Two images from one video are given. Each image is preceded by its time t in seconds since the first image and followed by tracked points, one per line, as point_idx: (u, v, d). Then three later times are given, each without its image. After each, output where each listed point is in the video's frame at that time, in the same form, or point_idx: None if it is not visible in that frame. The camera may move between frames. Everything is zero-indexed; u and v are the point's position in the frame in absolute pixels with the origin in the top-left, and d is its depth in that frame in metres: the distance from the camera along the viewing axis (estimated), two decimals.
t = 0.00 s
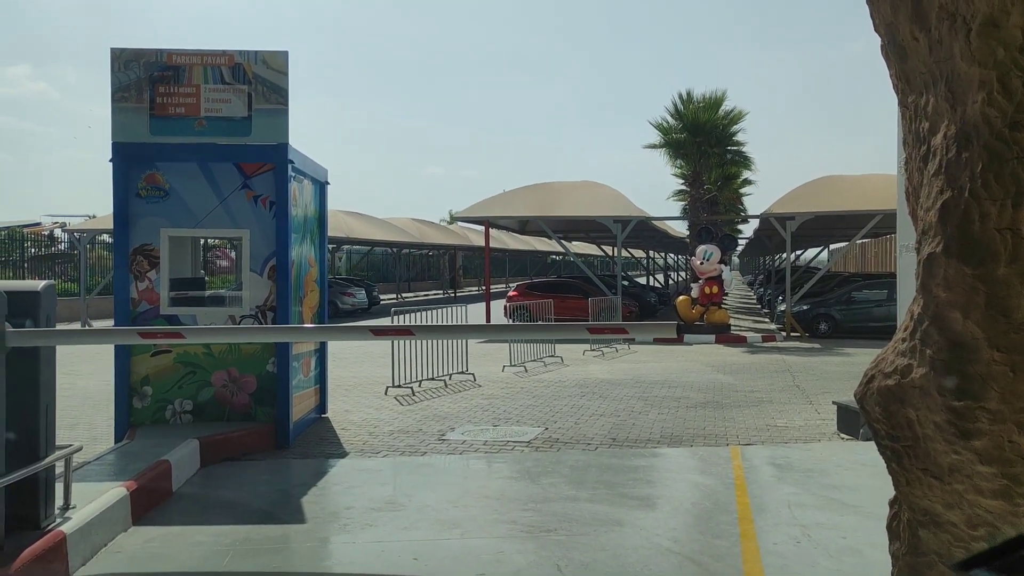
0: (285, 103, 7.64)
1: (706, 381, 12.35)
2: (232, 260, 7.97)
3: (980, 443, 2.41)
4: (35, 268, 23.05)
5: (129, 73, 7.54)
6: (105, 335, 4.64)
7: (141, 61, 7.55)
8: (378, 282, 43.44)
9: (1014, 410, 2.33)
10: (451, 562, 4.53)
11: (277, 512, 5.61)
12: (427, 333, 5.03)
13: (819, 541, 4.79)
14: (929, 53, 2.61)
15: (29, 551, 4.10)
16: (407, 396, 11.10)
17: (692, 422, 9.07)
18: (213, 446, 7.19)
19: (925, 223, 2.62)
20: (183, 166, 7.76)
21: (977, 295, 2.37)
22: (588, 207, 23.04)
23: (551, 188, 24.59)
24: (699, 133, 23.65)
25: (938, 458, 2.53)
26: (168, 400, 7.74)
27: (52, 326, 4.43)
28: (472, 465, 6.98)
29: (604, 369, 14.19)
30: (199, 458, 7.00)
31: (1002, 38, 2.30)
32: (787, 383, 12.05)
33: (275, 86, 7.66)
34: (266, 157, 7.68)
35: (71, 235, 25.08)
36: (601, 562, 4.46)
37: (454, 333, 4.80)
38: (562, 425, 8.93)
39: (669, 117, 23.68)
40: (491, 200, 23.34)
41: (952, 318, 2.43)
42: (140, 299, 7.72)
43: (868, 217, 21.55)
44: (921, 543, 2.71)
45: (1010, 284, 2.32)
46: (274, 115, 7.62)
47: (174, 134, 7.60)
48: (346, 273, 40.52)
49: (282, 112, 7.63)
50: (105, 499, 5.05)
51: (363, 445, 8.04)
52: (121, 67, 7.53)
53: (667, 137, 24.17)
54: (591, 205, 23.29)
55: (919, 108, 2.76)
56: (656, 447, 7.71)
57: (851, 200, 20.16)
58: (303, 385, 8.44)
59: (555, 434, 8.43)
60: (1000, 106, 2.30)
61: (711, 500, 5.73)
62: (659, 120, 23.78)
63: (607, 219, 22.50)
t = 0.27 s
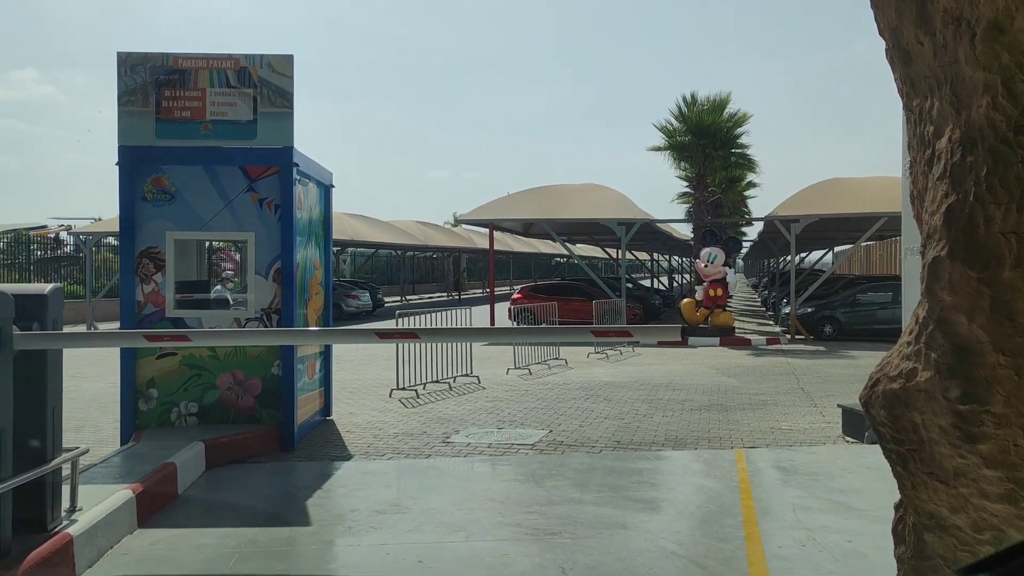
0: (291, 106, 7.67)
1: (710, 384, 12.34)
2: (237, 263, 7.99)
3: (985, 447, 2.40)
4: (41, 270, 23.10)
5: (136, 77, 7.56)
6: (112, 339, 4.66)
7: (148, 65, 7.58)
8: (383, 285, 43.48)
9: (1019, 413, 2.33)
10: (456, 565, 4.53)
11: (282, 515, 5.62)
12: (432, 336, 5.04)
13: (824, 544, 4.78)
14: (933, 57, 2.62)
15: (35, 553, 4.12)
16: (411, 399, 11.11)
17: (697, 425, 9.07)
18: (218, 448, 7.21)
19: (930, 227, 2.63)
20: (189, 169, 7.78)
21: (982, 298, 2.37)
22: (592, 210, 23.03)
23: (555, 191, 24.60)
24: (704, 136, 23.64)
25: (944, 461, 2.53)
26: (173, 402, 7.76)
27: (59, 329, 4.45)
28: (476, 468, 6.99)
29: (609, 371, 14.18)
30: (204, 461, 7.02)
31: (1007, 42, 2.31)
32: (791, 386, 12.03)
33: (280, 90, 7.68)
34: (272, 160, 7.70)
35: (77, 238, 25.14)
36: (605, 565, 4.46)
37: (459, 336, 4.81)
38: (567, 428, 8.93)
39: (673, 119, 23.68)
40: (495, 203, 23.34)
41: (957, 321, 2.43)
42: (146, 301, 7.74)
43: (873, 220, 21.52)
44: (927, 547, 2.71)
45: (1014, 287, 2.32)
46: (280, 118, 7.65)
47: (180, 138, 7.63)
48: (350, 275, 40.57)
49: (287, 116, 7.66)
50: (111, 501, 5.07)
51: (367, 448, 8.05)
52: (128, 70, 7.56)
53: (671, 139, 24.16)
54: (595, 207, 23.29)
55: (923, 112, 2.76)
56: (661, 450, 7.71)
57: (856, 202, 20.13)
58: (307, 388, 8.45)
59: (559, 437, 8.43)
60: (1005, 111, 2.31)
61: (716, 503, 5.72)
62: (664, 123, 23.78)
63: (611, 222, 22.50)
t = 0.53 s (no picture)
0: (295, 109, 7.69)
1: (715, 386, 12.32)
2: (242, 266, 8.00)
3: (991, 449, 2.40)
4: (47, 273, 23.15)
5: (141, 80, 7.59)
6: (118, 341, 4.67)
7: (153, 69, 7.60)
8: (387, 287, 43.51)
9: None
10: (460, 567, 4.53)
11: (287, 517, 5.63)
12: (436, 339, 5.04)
13: (830, 547, 4.77)
14: (938, 59, 2.61)
15: (41, 555, 4.13)
16: (416, 401, 11.11)
17: (701, 427, 9.06)
18: (223, 451, 7.22)
19: (936, 229, 2.62)
20: (193, 172, 7.80)
21: (987, 300, 2.37)
22: (597, 212, 23.02)
23: (560, 193, 24.60)
24: (708, 138, 23.64)
25: (950, 463, 2.52)
26: (178, 405, 7.77)
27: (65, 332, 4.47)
28: (481, 471, 6.99)
29: (613, 374, 14.17)
30: (209, 463, 7.03)
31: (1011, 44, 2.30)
32: (797, 388, 12.01)
33: (285, 93, 7.70)
34: (276, 163, 7.72)
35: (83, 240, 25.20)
36: (610, 568, 4.46)
37: (463, 338, 4.81)
38: (571, 430, 8.93)
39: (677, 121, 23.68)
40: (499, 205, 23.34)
41: (962, 324, 2.43)
42: (151, 304, 7.75)
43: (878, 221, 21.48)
44: (933, 550, 2.70)
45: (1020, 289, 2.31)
46: (284, 121, 7.68)
47: (185, 141, 7.65)
48: (355, 277, 40.61)
49: (291, 119, 7.68)
50: (116, 504, 5.08)
51: (372, 450, 8.06)
52: (133, 74, 7.58)
53: (675, 141, 24.15)
54: (599, 209, 23.28)
55: (928, 114, 2.76)
56: (666, 452, 7.70)
57: (860, 204, 20.10)
58: (312, 390, 8.46)
59: (564, 439, 8.42)
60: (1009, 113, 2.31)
61: (721, 506, 5.72)
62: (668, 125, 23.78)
63: (616, 224, 22.49)
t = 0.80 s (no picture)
0: (298, 111, 7.70)
1: (719, 388, 12.31)
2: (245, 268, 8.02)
3: (994, 451, 2.40)
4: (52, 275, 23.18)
5: (145, 83, 7.61)
6: (121, 343, 4.68)
7: (157, 72, 7.63)
8: (390, 289, 43.53)
9: None
10: (463, 569, 4.53)
11: (290, 519, 5.63)
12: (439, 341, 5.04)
13: (834, 549, 4.77)
14: (941, 60, 2.61)
15: (45, 557, 4.14)
16: (419, 403, 11.11)
17: (705, 429, 9.04)
18: (227, 453, 7.23)
19: (939, 230, 2.61)
20: (197, 174, 7.82)
21: (991, 302, 2.36)
22: (600, 214, 23.01)
23: (563, 195, 24.59)
24: (711, 140, 23.63)
25: (954, 465, 2.52)
26: (182, 407, 7.78)
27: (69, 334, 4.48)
28: (484, 473, 6.98)
29: (616, 376, 14.16)
30: (213, 465, 7.04)
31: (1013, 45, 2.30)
32: (800, 390, 11.99)
33: (288, 95, 7.70)
34: (279, 165, 7.74)
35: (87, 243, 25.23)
36: (613, 570, 4.46)
37: (466, 340, 4.81)
38: (575, 432, 8.92)
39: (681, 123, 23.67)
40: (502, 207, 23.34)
41: (966, 325, 2.42)
42: (155, 306, 7.77)
43: (881, 223, 21.44)
44: (937, 551, 2.70)
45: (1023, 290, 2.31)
46: (288, 123, 7.69)
47: (189, 143, 7.66)
48: (358, 279, 40.63)
49: (295, 121, 7.69)
50: (120, 506, 5.09)
51: (375, 452, 8.06)
52: (137, 77, 7.61)
53: (679, 143, 24.14)
54: (603, 211, 23.27)
55: (931, 115, 2.75)
56: (669, 454, 7.69)
57: (864, 206, 20.06)
58: (315, 392, 8.47)
59: (567, 441, 8.42)
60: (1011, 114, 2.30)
61: (725, 508, 5.71)
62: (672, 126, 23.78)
63: (619, 226, 22.47)
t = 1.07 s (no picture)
0: (301, 113, 7.71)
1: (722, 390, 12.30)
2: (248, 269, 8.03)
3: (998, 452, 2.40)
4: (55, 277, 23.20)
5: (148, 85, 7.63)
6: (125, 345, 4.69)
7: (160, 74, 7.64)
8: (393, 291, 43.55)
9: None
10: (466, 571, 4.53)
11: (293, 520, 5.64)
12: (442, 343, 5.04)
13: (837, 550, 4.76)
14: (943, 61, 2.61)
15: (49, 557, 4.14)
16: (421, 405, 11.11)
17: (707, 431, 9.04)
18: (230, 454, 7.23)
19: (942, 231, 2.61)
20: (200, 176, 7.85)
21: (995, 303, 2.36)
22: (602, 215, 23.01)
23: (565, 197, 24.60)
24: (713, 141, 23.61)
25: (957, 465, 2.52)
26: (185, 409, 7.79)
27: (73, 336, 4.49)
28: (486, 474, 6.98)
29: (619, 377, 14.16)
30: (216, 467, 7.04)
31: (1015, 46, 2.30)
32: (803, 391, 11.97)
33: (291, 97, 7.71)
34: (282, 167, 7.75)
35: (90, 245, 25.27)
36: (616, 571, 4.45)
37: (469, 342, 4.81)
38: (577, 434, 8.92)
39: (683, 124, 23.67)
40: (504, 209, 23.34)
41: (969, 326, 2.42)
42: (158, 308, 7.79)
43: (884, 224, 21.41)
44: (940, 552, 2.69)
45: None
46: (290, 125, 7.70)
47: (191, 145, 7.67)
48: (360, 281, 40.65)
49: (297, 123, 7.70)
50: (124, 507, 5.10)
51: (378, 454, 8.07)
52: (140, 79, 7.63)
53: (681, 144, 24.13)
54: (605, 213, 23.27)
55: (934, 116, 2.75)
56: (672, 455, 7.69)
57: (866, 207, 20.02)
58: (318, 393, 8.47)
59: (570, 442, 8.42)
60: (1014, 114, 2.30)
61: (728, 509, 5.70)
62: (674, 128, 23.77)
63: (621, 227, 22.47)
